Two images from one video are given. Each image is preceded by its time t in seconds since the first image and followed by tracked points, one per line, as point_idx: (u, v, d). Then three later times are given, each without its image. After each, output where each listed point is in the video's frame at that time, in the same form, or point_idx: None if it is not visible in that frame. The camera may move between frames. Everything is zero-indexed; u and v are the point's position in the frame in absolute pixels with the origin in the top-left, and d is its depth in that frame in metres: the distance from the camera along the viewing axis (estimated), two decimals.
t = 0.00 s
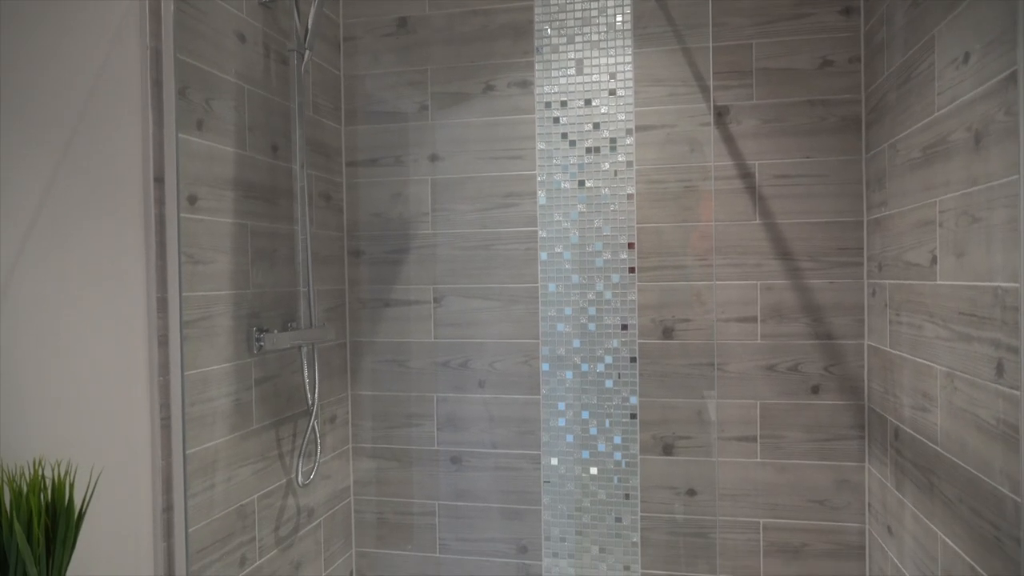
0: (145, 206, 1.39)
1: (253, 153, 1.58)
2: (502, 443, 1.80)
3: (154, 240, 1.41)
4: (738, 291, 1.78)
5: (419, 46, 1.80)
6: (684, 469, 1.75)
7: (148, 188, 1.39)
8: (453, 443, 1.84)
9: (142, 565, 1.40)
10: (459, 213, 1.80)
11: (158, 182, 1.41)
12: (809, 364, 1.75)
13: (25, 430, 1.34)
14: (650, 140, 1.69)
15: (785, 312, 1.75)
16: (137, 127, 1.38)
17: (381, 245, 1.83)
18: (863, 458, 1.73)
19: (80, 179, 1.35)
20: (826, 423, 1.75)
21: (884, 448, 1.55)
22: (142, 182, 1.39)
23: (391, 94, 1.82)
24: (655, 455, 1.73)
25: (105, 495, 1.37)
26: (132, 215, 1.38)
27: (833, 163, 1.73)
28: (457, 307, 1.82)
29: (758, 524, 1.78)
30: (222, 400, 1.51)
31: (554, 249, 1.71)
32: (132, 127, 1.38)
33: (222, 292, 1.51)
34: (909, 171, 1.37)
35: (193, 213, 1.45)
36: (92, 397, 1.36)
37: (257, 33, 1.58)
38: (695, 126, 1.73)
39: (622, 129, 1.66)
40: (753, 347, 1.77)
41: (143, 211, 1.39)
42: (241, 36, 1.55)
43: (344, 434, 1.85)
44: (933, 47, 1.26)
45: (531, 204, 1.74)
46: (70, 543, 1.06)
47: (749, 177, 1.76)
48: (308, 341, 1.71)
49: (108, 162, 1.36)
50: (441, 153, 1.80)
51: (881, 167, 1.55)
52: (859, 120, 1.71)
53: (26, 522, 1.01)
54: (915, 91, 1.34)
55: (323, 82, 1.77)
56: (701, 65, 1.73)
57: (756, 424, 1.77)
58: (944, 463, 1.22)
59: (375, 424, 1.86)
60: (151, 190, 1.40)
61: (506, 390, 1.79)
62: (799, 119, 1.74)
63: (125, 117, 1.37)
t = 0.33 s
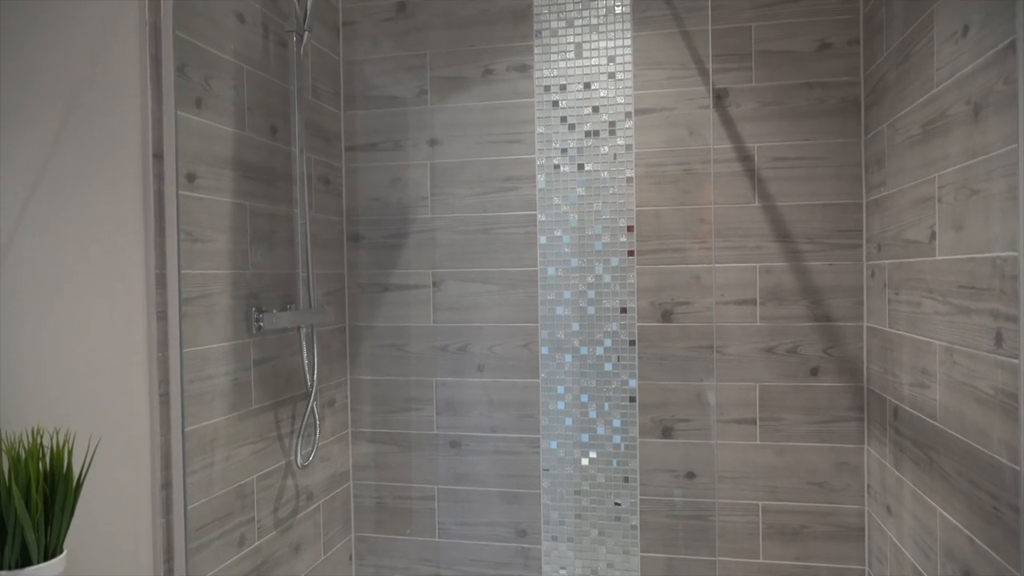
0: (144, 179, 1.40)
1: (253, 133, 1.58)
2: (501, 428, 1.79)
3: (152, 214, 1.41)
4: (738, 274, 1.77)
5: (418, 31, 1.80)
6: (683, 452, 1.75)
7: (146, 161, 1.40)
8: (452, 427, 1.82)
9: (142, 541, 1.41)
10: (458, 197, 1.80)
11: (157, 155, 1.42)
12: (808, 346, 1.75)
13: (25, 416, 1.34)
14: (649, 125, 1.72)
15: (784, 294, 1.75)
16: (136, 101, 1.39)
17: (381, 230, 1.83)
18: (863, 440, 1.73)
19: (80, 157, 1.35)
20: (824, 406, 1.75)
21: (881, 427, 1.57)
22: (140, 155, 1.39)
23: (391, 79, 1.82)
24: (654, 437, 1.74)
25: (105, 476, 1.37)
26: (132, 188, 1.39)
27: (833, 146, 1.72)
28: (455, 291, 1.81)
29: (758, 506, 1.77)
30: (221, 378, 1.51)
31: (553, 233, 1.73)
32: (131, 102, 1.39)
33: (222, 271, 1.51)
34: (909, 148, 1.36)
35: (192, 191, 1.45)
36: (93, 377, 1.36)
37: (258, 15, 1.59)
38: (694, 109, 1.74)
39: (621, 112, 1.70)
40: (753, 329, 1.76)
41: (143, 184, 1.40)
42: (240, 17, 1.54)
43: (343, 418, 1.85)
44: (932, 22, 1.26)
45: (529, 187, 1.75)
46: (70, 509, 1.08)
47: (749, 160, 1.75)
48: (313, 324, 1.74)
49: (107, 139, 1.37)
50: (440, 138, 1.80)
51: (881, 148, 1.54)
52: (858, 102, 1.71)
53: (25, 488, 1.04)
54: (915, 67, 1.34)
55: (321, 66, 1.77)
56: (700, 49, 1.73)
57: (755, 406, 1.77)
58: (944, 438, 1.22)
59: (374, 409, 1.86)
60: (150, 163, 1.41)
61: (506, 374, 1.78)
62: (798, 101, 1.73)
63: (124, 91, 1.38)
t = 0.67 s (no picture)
0: (143, 163, 1.44)
1: (252, 117, 1.60)
2: (500, 414, 1.78)
3: (152, 198, 1.44)
4: (737, 260, 1.77)
5: (417, 17, 1.79)
6: (682, 437, 1.75)
7: (144, 145, 1.44)
8: (452, 414, 1.81)
9: (140, 517, 1.44)
10: (458, 184, 1.78)
11: (156, 140, 1.45)
12: (808, 331, 1.75)
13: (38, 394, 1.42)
14: (649, 110, 1.71)
15: (783, 280, 1.75)
16: (135, 89, 1.43)
17: (380, 216, 1.81)
18: (862, 424, 1.74)
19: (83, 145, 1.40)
20: (823, 391, 1.76)
21: (880, 409, 1.57)
22: (138, 141, 1.43)
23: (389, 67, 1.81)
24: (654, 423, 1.73)
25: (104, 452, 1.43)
26: (131, 172, 1.43)
27: (832, 130, 1.73)
28: (455, 278, 1.80)
29: (758, 492, 1.78)
30: (221, 360, 1.53)
31: (552, 219, 1.72)
32: (130, 89, 1.43)
33: (220, 254, 1.53)
34: (908, 129, 1.36)
35: (192, 172, 1.48)
36: (95, 357, 1.42)
37: None
38: (693, 94, 1.74)
39: (620, 97, 1.69)
40: (751, 315, 1.77)
41: (140, 167, 1.43)
42: None
43: (343, 405, 1.84)
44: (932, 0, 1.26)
45: (528, 173, 1.74)
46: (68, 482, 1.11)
47: (747, 145, 1.75)
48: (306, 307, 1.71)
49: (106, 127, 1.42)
50: (439, 124, 1.78)
51: (880, 131, 1.54)
52: (858, 87, 1.72)
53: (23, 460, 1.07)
54: (914, 47, 1.34)
55: (320, 53, 1.77)
56: (700, 34, 1.74)
57: (755, 392, 1.78)
58: (942, 417, 1.22)
59: (374, 396, 1.84)
60: (148, 147, 1.44)
61: (505, 360, 1.77)
62: (795, 86, 1.74)
63: (123, 79, 1.42)
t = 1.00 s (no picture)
0: (144, 161, 1.73)
1: (251, 100, 1.79)
2: (499, 402, 1.76)
3: (151, 190, 1.74)
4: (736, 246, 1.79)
5: (417, 5, 1.75)
6: (681, 423, 1.73)
7: (144, 144, 1.73)
8: (453, 402, 1.78)
9: (140, 456, 1.73)
10: (455, 172, 1.76)
11: (156, 141, 1.75)
12: (807, 317, 1.76)
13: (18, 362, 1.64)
14: (648, 97, 1.69)
15: (782, 266, 1.76)
16: (134, 99, 1.71)
17: (378, 205, 1.78)
18: (861, 408, 1.74)
19: (88, 141, 1.66)
20: (823, 376, 1.76)
21: (880, 392, 1.56)
22: (141, 141, 1.73)
23: (387, 55, 1.77)
24: (654, 409, 1.73)
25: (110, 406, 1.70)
26: (129, 166, 1.70)
27: (832, 117, 1.74)
28: (455, 265, 1.77)
29: (757, 478, 1.78)
30: (220, 343, 1.78)
31: (552, 206, 1.72)
32: (128, 96, 1.70)
33: (218, 237, 1.78)
34: (907, 112, 1.36)
35: (190, 153, 1.77)
36: (92, 329, 1.68)
37: None
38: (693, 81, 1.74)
39: (619, 84, 1.70)
40: (750, 300, 1.78)
41: (141, 163, 1.73)
42: None
43: (343, 393, 1.80)
44: None
45: (527, 160, 1.73)
46: (64, 452, 1.25)
47: (746, 132, 1.79)
48: (307, 292, 1.78)
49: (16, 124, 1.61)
50: (438, 111, 1.76)
51: (878, 115, 1.55)
52: (857, 72, 1.73)
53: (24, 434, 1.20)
54: (914, 29, 1.33)
55: (320, 41, 1.78)
56: (700, 22, 1.74)
57: (754, 378, 1.79)
58: (940, 395, 1.23)
59: (373, 384, 1.79)
60: (149, 147, 1.74)
61: (505, 347, 1.76)
62: (798, 72, 1.76)
63: (127, 90, 1.70)
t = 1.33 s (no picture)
0: (141, 130, 1.73)
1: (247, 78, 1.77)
2: (498, 382, 1.77)
3: (150, 159, 1.74)
4: (736, 225, 1.81)
5: None
6: (681, 403, 1.73)
7: (142, 123, 1.73)
8: (453, 382, 1.78)
9: (135, 422, 1.74)
10: (454, 153, 1.76)
11: (154, 115, 1.75)
12: (806, 296, 1.77)
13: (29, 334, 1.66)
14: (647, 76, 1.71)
15: (781, 245, 1.77)
16: (132, 79, 1.72)
17: (377, 186, 1.78)
18: (860, 387, 1.75)
19: (93, 112, 1.68)
20: (823, 355, 1.76)
21: (880, 369, 1.56)
22: (139, 111, 1.73)
23: (386, 36, 1.77)
24: (654, 389, 1.72)
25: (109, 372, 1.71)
26: (127, 140, 1.71)
27: (831, 96, 1.75)
28: (455, 246, 1.77)
29: (757, 457, 1.79)
30: (218, 317, 1.76)
31: (551, 186, 1.72)
32: (126, 67, 1.71)
33: (217, 211, 1.75)
34: (905, 86, 1.37)
35: (188, 125, 1.76)
36: (92, 309, 1.69)
37: None
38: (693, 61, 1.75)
39: (619, 65, 1.69)
40: (750, 279, 1.79)
41: (139, 133, 1.73)
42: None
43: (343, 374, 1.80)
44: None
45: (526, 141, 1.73)
46: (62, 412, 1.31)
47: (746, 112, 1.79)
48: (307, 270, 1.78)
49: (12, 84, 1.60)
50: (437, 93, 1.76)
51: (877, 93, 1.56)
52: (857, 51, 1.74)
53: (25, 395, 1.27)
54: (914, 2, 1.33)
55: (319, 21, 1.78)
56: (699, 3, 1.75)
57: (754, 356, 1.80)
58: (940, 365, 1.22)
59: (373, 365, 1.79)
60: (147, 118, 1.74)
61: (504, 327, 1.76)
62: (797, 51, 1.77)
63: (125, 71, 1.71)
